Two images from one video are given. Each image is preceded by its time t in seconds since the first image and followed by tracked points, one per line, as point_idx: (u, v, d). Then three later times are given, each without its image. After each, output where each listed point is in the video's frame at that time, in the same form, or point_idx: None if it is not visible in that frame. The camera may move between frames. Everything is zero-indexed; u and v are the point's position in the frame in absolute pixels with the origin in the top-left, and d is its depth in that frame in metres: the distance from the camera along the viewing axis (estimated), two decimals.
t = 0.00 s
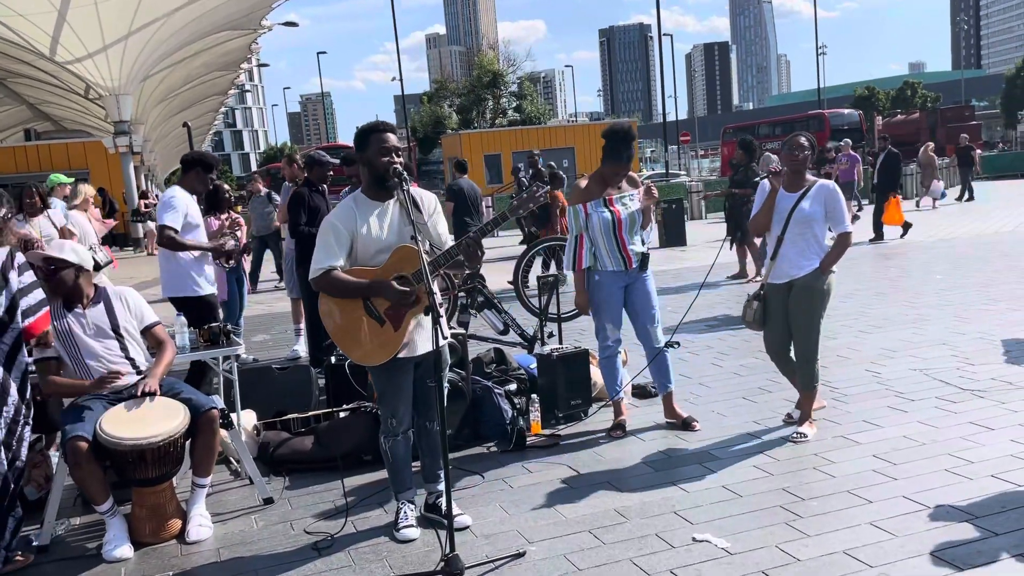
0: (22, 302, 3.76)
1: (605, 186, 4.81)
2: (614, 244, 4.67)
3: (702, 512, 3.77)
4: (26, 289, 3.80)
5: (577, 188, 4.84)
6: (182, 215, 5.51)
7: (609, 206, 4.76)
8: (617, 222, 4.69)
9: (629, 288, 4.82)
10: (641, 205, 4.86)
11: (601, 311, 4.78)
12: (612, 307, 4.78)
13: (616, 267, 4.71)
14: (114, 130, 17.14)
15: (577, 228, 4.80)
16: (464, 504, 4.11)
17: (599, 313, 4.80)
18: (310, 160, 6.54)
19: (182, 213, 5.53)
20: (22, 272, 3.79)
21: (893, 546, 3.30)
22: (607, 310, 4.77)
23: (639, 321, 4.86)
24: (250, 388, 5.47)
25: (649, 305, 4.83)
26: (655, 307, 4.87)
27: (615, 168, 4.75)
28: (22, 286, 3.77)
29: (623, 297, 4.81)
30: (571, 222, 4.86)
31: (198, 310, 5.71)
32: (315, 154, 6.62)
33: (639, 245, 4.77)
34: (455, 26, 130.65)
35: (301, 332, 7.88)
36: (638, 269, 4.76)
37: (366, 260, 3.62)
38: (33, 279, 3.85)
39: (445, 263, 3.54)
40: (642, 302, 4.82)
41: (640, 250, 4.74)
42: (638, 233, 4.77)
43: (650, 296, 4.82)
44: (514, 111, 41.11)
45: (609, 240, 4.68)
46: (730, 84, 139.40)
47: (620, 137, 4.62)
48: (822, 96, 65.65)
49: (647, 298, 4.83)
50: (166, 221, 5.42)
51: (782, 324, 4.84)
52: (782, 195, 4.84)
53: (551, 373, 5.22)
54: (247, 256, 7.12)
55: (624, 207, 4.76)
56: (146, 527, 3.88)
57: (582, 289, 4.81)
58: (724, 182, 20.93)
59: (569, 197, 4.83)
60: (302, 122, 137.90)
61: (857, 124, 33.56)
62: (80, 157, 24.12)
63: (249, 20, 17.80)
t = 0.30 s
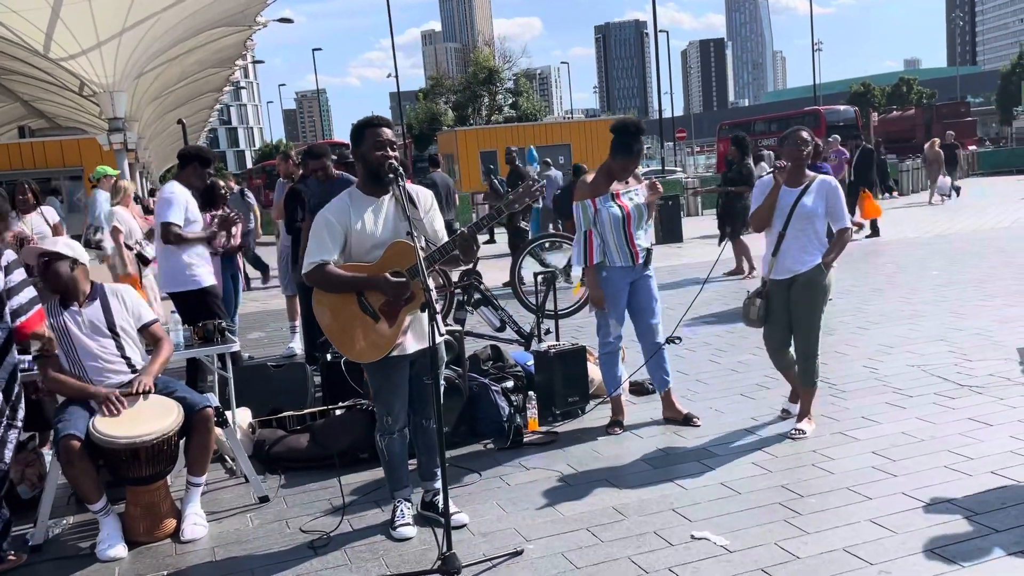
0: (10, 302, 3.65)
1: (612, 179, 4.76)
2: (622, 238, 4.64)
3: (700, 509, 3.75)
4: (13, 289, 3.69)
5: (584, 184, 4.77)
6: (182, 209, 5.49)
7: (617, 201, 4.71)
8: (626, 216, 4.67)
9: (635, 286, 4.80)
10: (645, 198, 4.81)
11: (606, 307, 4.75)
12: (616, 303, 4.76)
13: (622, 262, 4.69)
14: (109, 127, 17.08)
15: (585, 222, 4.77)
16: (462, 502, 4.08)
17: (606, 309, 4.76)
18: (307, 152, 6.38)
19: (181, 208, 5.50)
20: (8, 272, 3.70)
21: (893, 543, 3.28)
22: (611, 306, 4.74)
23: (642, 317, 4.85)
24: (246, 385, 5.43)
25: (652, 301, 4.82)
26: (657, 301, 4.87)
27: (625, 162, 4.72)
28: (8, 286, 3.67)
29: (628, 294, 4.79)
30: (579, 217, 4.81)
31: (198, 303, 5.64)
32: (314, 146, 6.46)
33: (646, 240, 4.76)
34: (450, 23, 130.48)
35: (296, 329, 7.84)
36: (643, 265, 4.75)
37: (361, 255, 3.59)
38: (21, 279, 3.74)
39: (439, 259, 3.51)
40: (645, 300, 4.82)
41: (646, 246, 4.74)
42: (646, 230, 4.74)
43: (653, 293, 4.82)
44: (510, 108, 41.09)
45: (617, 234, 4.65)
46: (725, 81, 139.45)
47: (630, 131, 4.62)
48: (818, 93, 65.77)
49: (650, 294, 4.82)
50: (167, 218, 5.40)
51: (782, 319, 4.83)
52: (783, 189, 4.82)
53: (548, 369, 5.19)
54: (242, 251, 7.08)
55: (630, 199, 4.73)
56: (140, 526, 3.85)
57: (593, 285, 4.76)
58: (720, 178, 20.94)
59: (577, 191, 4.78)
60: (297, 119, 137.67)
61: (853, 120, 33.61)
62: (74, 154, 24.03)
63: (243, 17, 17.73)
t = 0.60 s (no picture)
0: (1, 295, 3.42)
1: (638, 171, 4.71)
2: (650, 232, 4.63)
3: (706, 506, 3.73)
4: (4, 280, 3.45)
5: (610, 175, 4.70)
6: (182, 207, 5.43)
7: (645, 194, 4.70)
8: (653, 210, 4.67)
9: (656, 278, 4.79)
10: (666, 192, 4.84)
11: (628, 302, 4.72)
12: (638, 298, 4.73)
13: (647, 257, 4.66)
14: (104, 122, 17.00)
15: (612, 214, 4.70)
16: (466, 499, 4.06)
17: (628, 304, 4.73)
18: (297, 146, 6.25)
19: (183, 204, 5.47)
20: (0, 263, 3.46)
21: (902, 540, 3.26)
22: (633, 301, 4.72)
23: (659, 313, 4.85)
24: (247, 382, 5.41)
25: (670, 296, 4.83)
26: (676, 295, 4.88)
27: (654, 153, 4.64)
28: None
29: (650, 288, 4.78)
30: (607, 208, 4.73)
31: (204, 301, 5.63)
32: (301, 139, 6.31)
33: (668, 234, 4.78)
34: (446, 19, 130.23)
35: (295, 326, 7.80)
36: (665, 259, 4.74)
37: (364, 251, 3.56)
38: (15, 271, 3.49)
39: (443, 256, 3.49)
40: (664, 295, 4.82)
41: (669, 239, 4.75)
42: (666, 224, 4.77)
43: (672, 288, 4.82)
44: (506, 104, 41.06)
45: (645, 226, 4.63)
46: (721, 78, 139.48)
47: (658, 123, 4.56)
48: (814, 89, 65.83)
49: (669, 289, 4.83)
50: (167, 215, 5.36)
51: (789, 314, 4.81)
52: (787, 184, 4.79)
53: (551, 365, 5.16)
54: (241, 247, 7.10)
55: (657, 191, 4.75)
56: (142, 524, 3.82)
57: (617, 280, 4.71)
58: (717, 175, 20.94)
59: (604, 183, 4.69)
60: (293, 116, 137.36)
61: (849, 116, 33.66)
62: (69, 150, 23.92)
63: (239, 14, 17.65)
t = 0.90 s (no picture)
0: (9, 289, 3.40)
1: (673, 167, 4.73)
2: (681, 229, 4.68)
3: (721, 503, 3.74)
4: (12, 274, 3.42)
5: (645, 169, 4.71)
6: (189, 207, 5.44)
7: (677, 191, 4.73)
8: (685, 208, 4.70)
9: (680, 276, 4.82)
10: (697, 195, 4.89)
11: (663, 298, 4.73)
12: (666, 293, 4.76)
13: (675, 252, 4.69)
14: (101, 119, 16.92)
15: (642, 208, 4.73)
16: (480, 497, 4.06)
17: (661, 301, 4.74)
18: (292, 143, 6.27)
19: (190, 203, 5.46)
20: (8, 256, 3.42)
21: (918, 537, 3.27)
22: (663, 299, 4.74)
23: (681, 309, 4.85)
24: (254, 379, 5.40)
25: (691, 292, 4.86)
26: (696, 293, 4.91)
27: (690, 149, 4.68)
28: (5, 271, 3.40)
29: (673, 285, 4.79)
30: (639, 201, 4.74)
31: (211, 300, 5.64)
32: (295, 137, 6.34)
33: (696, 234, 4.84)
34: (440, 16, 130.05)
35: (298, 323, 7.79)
36: (691, 256, 4.79)
37: (379, 248, 3.55)
38: (23, 265, 3.46)
39: (458, 254, 3.49)
40: (687, 290, 4.84)
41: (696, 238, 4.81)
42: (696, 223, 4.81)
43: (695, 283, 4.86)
44: (502, 101, 41.06)
45: (676, 223, 4.66)
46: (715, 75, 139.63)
47: (695, 120, 4.59)
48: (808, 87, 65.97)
49: (692, 285, 4.86)
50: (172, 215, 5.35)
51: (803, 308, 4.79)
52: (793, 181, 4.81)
53: (560, 363, 5.17)
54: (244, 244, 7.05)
55: (688, 191, 4.80)
56: (156, 522, 3.81)
57: (654, 276, 4.70)
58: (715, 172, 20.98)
59: (639, 178, 4.72)
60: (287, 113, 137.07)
61: (843, 113, 33.76)
62: (65, 147, 23.83)
63: (236, 10, 17.56)
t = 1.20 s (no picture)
0: (20, 289, 3.40)
1: (681, 162, 4.72)
2: (690, 224, 4.69)
3: (734, 503, 3.75)
4: (22, 275, 3.42)
5: (655, 164, 4.73)
6: (185, 204, 5.44)
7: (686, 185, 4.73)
8: (695, 202, 4.71)
9: (696, 272, 4.81)
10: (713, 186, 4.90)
11: (675, 296, 4.77)
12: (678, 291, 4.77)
13: (686, 251, 4.72)
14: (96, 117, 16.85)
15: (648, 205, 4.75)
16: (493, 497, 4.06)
17: (673, 299, 4.78)
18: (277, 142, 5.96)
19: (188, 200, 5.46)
20: (18, 259, 3.42)
21: (933, 537, 3.28)
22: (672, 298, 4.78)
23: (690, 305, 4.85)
24: (259, 379, 5.36)
25: (708, 289, 4.85)
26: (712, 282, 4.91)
27: (694, 139, 4.62)
28: (15, 273, 3.40)
29: (686, 285, 4.81)
30: (646, 197, 4.75)
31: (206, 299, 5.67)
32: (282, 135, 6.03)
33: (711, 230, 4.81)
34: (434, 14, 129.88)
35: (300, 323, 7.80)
36: (707, 254, 4.78)
37: (394, 247, 3.55)
38: (34, 266, 3.45)
39: (473, 257, 3.49)
40: (702, 284, 4.83)
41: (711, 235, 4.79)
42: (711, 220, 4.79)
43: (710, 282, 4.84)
44: (497, 99, 41.04)
45: (683, 216, 4.68)
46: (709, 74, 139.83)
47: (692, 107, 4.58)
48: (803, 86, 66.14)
49: (705, 282, 4.84)
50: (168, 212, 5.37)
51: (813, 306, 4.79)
52: (800, 180, 4.81)
53: (567, 363, 5.19)
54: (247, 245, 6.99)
55: (700, 185, 4.79)
56: (168, 523, 3.80)
57: (665, 270, 4.73)
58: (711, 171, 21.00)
59: (646, 173, 4.74)
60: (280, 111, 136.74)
61: (838, 112, 33.85)
62: (59, 144, 23.72)
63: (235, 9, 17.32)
